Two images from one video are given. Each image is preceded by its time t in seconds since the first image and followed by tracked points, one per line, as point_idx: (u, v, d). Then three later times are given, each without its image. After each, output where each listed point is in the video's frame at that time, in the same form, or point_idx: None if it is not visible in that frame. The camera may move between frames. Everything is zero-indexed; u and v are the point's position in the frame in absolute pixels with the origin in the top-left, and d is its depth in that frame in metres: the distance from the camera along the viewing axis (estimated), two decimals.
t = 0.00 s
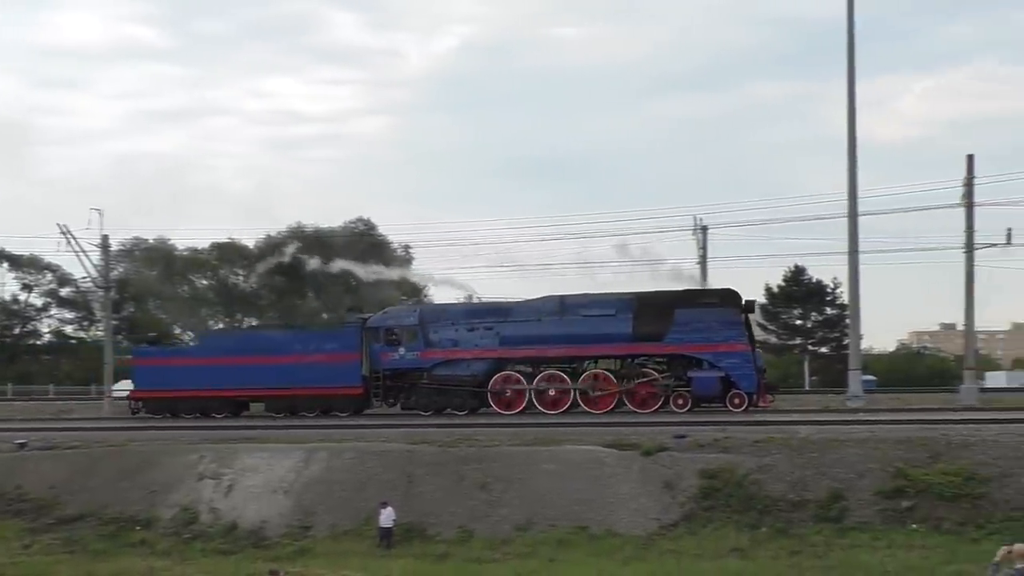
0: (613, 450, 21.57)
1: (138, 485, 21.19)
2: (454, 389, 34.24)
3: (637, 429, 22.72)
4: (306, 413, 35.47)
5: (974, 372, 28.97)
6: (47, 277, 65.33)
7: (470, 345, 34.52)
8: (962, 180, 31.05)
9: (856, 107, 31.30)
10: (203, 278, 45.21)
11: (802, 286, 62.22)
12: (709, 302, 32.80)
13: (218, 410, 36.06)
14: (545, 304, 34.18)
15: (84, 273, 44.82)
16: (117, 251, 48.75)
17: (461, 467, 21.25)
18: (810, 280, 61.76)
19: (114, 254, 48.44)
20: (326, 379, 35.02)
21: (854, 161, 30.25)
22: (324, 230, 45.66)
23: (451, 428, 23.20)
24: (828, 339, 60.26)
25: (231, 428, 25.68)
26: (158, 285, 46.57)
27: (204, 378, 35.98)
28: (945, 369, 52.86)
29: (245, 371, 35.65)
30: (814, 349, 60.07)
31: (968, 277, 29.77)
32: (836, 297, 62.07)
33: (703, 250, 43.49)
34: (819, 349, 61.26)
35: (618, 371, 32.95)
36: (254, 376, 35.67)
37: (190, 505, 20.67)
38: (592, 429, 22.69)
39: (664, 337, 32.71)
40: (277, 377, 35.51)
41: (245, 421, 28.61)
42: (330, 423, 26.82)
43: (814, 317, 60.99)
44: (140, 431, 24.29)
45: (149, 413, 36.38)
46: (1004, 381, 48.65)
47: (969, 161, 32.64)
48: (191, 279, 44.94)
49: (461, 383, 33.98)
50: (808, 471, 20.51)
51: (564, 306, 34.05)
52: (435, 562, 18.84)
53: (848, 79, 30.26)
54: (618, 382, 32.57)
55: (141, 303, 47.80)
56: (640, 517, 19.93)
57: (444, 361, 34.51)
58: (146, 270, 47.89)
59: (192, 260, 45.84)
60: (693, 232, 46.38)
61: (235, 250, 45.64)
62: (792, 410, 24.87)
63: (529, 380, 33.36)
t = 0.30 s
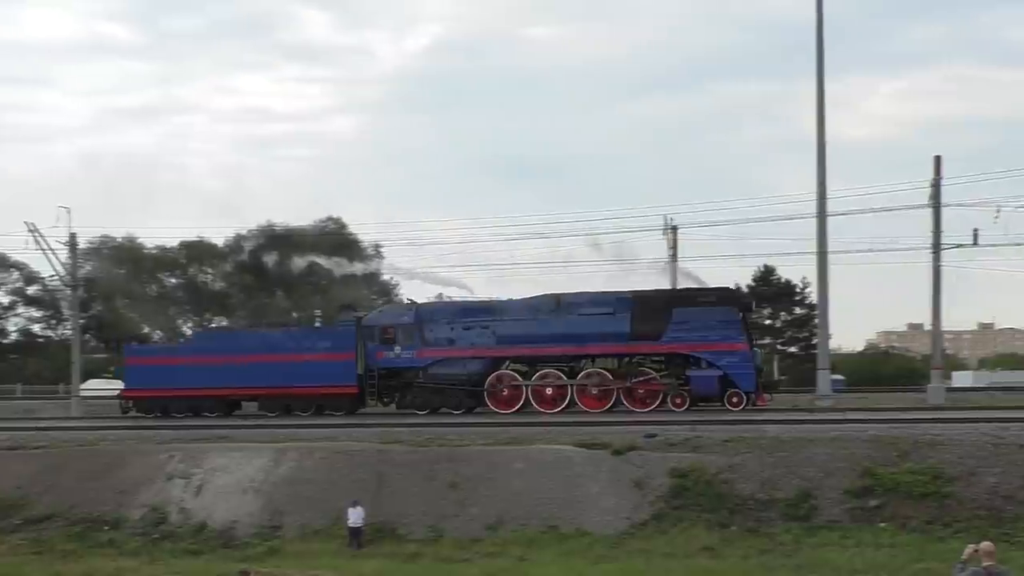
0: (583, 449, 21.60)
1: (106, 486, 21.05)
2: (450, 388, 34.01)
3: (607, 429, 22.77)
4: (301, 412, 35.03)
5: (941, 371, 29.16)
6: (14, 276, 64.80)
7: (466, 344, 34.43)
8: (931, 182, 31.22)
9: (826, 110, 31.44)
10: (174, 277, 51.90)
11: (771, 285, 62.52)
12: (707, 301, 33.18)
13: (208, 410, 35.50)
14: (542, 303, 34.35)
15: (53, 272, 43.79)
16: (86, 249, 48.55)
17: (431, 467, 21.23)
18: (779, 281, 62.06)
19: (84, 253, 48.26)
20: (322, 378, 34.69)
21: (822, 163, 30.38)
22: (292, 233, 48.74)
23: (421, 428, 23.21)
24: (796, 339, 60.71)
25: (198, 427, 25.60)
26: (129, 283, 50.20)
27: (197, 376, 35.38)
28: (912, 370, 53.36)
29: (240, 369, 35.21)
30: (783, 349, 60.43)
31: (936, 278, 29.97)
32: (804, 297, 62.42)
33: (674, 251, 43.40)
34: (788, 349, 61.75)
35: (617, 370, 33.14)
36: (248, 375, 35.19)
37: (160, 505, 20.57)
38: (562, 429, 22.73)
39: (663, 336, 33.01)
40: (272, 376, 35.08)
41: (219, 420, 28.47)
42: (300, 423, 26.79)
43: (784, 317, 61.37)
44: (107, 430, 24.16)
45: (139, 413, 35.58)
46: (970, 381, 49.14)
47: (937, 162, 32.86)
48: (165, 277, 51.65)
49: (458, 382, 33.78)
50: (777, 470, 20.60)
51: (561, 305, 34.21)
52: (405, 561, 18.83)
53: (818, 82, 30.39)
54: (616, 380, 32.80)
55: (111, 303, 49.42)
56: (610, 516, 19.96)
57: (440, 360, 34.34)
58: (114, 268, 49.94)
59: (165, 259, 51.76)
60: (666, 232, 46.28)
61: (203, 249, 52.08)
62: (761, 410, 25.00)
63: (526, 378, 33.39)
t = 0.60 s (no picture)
0: (554, 448, 21.62)
1: (74, 486, 20.91)
2: (448, 387, 33.80)
3: (578, 428, 22.80)
4: (295, 411, 34.97)
5: (910, 371, 29.38)
6: None
7: (464, 343, 34.24)
8: (900, 181, 31.38)
9: (796, 109, 31.54)
10: (144, 276, 50.84)
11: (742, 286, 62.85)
12: (706, 300, 33.07)
13: (202, 409, 35.49)
14: (540, 302, 34.17)
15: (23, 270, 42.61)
16: (54, 248, 46.26)
17: (403, 466, 21.19)
18: (750, 281, 62.39)
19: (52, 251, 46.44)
20: (316, 376, 34.61)
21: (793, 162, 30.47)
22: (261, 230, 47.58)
23: (393, 427, 23.19)
24: (767, 339, 61.07)
25: (167, 426, 25.46)
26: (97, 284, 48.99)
27: (191, 375, 35.38)
28: (881, 370, 53.78)
29: (233, 368, 35.19)
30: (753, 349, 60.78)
31: (905, 278, 30.15)
32: (775, 297, 62.83)
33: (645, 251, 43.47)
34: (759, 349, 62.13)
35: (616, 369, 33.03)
36: (242, 373, 35.14)
37: (129, 505, 20.45)
38: (534, 428, 22.75)
39: (662, 335, 32.90)
40: (266, 375, 35.03)
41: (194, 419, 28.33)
42: (272, 422, 26.73)
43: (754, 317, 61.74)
44: (75, 429, 24.00)
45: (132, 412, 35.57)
46: (940, 381, 49.61)
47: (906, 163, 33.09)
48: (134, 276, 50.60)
49: (455, 381, 33.58)
50: (747, 469, 20.68)
51: (559, 304, 34.04)
52: (377, 561, 18.79)
53: (789, 81, 30.51)
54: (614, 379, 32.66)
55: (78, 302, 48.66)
56: (581, 515, 19.99)
57: (438, 358, 34.15)
58: (82, 267, 47.52)
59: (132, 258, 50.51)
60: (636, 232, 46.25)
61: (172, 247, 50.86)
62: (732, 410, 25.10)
63: (523, 379, 33.26)
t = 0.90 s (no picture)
0: (526, 448, 21.64)
1: (43, 486, 20.80)
2: (446, 386, 33.57)
3: (551, 428, 22.83)
4: (291, 410, 34.73)
5: (878, 371, 29.53)
6: None
7: (462, 341, 33.96)
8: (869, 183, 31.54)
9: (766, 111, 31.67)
10: (114, 274, 48.73)
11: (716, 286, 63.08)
12: (705, 299, 32.85)
13: (196, 408, 35.21)
14: (539, 300, 33.85)
15: None
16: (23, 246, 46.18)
17: (376, 465, 21.16)
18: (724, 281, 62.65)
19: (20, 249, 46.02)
20: (313, 374, 34.45)
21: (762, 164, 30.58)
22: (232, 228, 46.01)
23: (365, 427, 23.17)
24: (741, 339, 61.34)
25: (137, 425, 25.31)
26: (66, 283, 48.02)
27: (185, 374, 35.13)
28: (853, 369, 54.12)
29: (228, 366, 34.98)
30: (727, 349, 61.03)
31: (874, 279, 30.33)
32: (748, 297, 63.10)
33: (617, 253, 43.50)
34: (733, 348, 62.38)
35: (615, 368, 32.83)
36: (237, 372, 34.94)
37: (98, 504, 20.36)
38: (506, 428, 22.78)
39: (662, 333, 32.61)
40: (262, 373, 34.84)
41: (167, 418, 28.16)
42: (244, 421, 26.64)
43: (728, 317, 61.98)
44: (43, 429, 23.85)
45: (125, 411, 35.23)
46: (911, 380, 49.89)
47: (876, 164, 33.24)
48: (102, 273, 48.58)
49: (453, 380, 33.36)
50: (718, 468, 20.76)
51: (558, 302, 33.76)
52: (348, 560, 18.75)
53: (759, 82, 30.64)
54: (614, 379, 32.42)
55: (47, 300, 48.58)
56: (553, 514, 20.02)
57: (436, 357, 33.89)
58: (51, 266, 47.20)
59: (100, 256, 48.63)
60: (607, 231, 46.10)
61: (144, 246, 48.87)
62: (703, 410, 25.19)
63: (523, 379, 33.09)
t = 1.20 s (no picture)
0: (499, 447, 21.64)
1: (11, 486, 20.71)
2: (444, 385, 33.68)
3: (523, 428, 22.85)
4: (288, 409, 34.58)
5: (849, 371, 29.75)
6: None
7: (460, 341, 34.02)
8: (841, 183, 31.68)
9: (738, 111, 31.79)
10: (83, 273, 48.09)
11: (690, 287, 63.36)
12: (706, 298, 32.80)
13: (191, 407, 34.99)
14: (539, 299, 33.82)
15: None
16: None
17: (348, 465, 21.11)
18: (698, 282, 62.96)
19: None
20: (309, 374, 34.24)
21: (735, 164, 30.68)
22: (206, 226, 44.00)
23: (338, 427, 23.13)
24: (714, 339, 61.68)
25: (107, 425, 25.19)
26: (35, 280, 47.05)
27: (178, 373, 34.79)
28: (823, 369, 54.51)
29: (222, 366, 34.65)
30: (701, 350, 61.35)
31: (845, 279, 30.50)
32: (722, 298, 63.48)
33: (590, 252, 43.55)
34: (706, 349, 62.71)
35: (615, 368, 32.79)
36: (232, 371, 34.66)
37: (68, 504, 20.25)
38: (479, 428, 22.79)
39: (662, 332, 32.58)
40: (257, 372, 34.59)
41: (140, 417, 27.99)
42: (217, 421, 26.55)
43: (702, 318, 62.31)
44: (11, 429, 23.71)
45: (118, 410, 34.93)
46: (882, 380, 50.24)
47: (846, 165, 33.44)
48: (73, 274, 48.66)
49: (451, 379, 33.50)
50: (690, 468, 20.83)
51: (557, 301, 33.75)
52: (320, 560, 18.69)
53: (732, 82, 30.75)
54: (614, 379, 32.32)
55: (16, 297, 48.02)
56: (525, 514, 20.04)
57: (434, 356, 34.00)
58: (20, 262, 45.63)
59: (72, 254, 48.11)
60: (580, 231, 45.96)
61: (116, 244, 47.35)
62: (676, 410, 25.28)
63: (523, 380, 32.90)
